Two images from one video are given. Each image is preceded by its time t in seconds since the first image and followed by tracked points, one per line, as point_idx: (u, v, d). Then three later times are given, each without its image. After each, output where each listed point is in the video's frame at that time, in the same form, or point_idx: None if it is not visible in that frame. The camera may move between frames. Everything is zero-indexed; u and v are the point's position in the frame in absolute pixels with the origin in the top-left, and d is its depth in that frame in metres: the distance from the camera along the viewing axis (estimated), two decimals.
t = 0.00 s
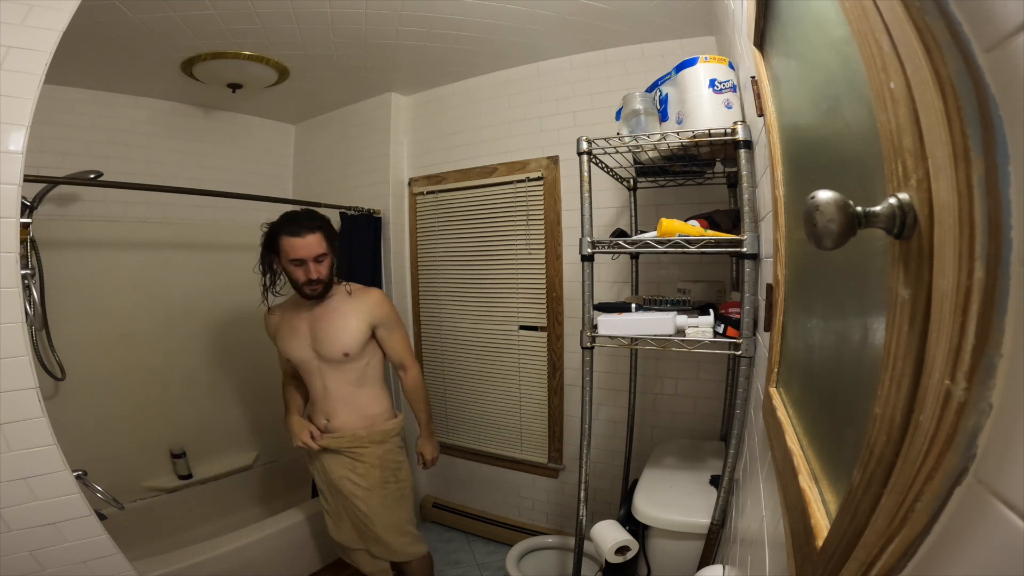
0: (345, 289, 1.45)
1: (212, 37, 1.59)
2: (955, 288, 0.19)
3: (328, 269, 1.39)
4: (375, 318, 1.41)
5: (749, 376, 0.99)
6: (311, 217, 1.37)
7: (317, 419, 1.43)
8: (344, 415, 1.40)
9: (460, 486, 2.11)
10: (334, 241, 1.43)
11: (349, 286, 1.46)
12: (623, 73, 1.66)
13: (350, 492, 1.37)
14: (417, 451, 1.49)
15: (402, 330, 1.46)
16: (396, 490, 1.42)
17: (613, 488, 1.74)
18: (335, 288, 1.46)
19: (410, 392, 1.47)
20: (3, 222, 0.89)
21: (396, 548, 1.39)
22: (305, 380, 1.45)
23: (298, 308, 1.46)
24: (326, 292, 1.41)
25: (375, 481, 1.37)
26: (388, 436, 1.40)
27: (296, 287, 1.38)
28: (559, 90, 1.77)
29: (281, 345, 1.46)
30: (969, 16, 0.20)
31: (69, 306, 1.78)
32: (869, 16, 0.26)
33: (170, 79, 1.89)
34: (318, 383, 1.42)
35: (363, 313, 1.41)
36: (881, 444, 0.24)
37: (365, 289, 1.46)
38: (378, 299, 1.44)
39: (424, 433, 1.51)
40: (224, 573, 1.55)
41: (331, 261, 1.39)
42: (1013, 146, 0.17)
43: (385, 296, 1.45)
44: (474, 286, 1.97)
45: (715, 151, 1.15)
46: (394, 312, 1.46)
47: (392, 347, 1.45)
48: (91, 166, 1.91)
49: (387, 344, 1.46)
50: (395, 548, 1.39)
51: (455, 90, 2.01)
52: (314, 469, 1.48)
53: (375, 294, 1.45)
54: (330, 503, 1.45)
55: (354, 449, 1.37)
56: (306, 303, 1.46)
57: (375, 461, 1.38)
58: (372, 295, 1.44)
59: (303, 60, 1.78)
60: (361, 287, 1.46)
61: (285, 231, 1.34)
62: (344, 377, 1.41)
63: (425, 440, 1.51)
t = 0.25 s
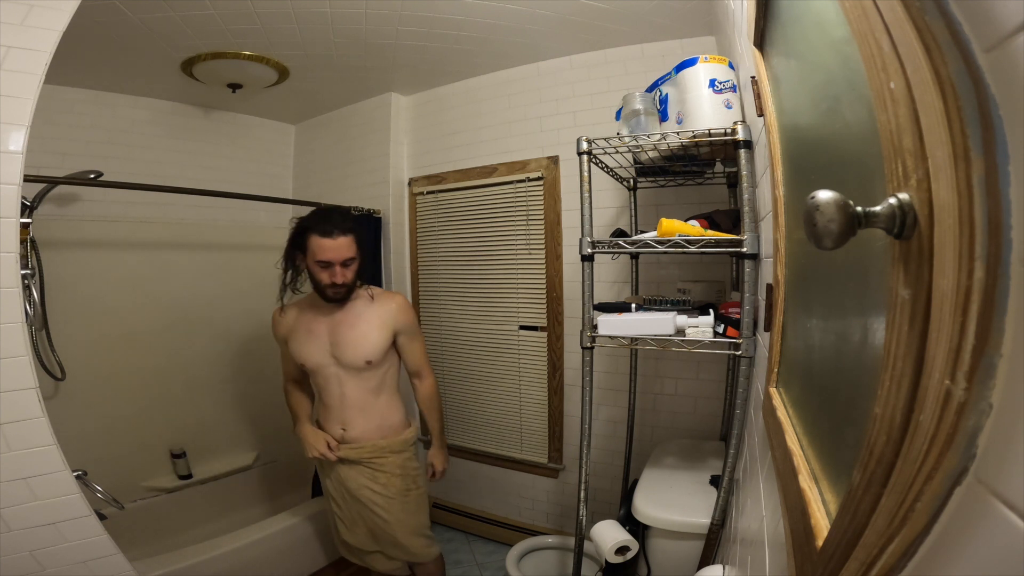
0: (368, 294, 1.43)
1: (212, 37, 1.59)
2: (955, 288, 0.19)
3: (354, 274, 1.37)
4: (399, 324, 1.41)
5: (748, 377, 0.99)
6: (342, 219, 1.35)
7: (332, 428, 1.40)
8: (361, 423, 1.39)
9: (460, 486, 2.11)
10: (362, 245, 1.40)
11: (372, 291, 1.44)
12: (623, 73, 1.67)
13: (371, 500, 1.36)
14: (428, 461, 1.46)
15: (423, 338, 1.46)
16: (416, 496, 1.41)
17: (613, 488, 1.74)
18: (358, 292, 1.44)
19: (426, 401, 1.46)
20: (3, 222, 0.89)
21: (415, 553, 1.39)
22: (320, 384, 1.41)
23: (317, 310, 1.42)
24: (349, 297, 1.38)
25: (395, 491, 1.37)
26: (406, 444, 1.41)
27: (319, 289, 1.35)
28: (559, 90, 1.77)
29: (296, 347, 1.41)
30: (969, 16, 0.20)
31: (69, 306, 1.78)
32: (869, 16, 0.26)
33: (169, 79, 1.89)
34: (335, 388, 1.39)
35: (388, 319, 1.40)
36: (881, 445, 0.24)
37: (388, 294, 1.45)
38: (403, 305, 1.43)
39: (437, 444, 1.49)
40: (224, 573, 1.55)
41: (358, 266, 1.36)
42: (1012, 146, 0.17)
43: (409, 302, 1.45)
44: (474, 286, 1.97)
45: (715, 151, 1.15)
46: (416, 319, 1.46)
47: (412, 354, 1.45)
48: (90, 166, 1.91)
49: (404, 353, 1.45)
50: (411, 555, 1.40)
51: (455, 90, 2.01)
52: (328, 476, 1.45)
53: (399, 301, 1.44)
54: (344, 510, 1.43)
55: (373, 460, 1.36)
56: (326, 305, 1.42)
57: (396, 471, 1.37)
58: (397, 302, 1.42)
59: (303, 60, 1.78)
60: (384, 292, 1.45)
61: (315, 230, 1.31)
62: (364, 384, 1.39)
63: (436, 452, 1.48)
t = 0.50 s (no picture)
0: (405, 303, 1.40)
1: (212, 37, 1.59)
2: (955, 289, 0.19)
3: (392, 284, 1.32)
4: (431, 337, 1.37)
5: (748, 377, 0.99)
6: (387, 226, 1.28)
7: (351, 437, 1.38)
8: (378, 434, 1.36)
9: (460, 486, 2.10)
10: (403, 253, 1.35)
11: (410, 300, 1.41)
12: (624, 73, 1.66)
13: (379, 509, 1.34)
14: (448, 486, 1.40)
15: (456, 355, 1.41)
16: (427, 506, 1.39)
17: (613, 488, 1.74)
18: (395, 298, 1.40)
19: (450, 420, 1.41)
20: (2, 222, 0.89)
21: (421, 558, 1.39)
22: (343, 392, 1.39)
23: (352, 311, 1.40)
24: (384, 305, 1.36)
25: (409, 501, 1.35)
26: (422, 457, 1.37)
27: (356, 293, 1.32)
28: (559, 90, 1.77)
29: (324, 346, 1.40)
30: (970, 16, 0.20)
31: (69, 306, 1.78)
32: (869, 16, 0.26)
33: (169, 79, 1.89)
34: (358, 393, 1.37)
35: (421, 331, 1.37)
36: (881, 445, 0.24)
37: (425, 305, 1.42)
38: (439, 319, 1.39)
39: (457, 467, 1.42)
40: (224, 573, 1.55)
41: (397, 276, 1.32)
42: (1012, 146, 0.17)
43: (446, 317, 1.41)
44: (474, 286, 1.97)
45: (715, 151, 1.15)
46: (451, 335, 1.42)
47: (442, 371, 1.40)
48: (90, 166, 1.91)
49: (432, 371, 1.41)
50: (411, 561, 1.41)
51: (455, 90, 2.01)
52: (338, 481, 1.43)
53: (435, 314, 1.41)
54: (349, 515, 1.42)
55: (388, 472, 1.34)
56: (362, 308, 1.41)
57: (411, 482, 1.35)
58: (433, 314, 1.39)
59: (303, 60, 1.78)
60: (422, 303, 1.42)
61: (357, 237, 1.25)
62: (387, 392, 1.37)
63: (457, 475, 1.41)
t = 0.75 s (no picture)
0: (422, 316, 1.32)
1: (212, 37, 1.59)
2: (955, 289, 0.19)
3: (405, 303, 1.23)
4: (447, 354, 1.28)
5: (748, 376, 0.99)
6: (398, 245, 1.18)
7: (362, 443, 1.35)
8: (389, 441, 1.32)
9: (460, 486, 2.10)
10: (416, 269, 1.25)
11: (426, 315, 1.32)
12: (624, 73, 1.66)
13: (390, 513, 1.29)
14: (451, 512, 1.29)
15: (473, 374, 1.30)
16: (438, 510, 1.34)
17: (613, 488, 1.74)
18: (410, 314, 1.31)
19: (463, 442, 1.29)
20: (2, 222, 0.88)
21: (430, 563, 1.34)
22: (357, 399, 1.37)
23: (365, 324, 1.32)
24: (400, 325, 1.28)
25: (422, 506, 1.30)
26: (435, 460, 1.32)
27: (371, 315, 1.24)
28: (559, 90, 1.77)
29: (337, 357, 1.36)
30: (970, 16, 0.20)
31: (69, 306, 1.78)
32: (869, 15, 0.26)
33: (169, 79, 1.89)
34: (371, 402, 1.33)
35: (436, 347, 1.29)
36: (881, 444, 0.24)
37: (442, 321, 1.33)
38: (456, 335, 1.30)
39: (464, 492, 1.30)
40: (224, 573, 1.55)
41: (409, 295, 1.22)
42: (1013, 146, 0.17)
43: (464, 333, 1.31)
44: (474, 286, 1.97)
45: (715, 151, 1.15)
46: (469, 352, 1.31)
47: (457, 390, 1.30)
48: (90, 166, 1.91)
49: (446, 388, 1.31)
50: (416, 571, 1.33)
51: (455, 90, 2.01)
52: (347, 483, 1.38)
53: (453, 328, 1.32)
54: (352, 521, 1.35)
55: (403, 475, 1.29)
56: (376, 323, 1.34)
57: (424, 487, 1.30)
58: (450, 330, 1.30)
59: (303, 60, 1.78)
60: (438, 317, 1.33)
61: (366, 259, 1.16)
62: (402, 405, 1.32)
63: (462, 502, 1.29)
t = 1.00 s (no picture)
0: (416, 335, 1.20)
1: (212, 37, 1.59)
2: (955, 289, 0.19)
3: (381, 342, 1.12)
4: (443, 377, 1.18)
5: (748, 376, 0.99)
6: (370, 283, 1.03)
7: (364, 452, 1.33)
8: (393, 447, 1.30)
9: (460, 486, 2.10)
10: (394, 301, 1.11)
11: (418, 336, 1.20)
12: (624, 73, 1.66)
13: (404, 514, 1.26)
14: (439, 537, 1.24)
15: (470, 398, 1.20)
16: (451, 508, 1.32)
17: (613, 488, 1.74)
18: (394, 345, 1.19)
19: (459, 470, 1.19)
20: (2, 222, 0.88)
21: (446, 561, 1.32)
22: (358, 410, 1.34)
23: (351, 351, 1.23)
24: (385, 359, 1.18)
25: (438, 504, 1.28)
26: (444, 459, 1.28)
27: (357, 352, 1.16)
28: (559, 90, 1.77)
29: (331, 372, 1.29)
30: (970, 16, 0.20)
31: (69, 306, 1.78)
32: (869, 15, 0.26)
33: (169, 79, 1.89)
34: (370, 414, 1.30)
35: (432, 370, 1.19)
36: (881, 444, 0.24)
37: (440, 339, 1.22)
38: (455, 356, 1.19)
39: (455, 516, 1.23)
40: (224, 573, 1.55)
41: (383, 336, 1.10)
42: (1013, 146, 0.17)
43: (463, 355, 1.20)
44: (474, 286, 1.97)
45: (715, 151, 1.15)
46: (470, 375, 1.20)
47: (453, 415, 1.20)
48: (89, 166, 1.91)
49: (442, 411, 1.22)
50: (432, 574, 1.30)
51: (455, 90, 2.01)
52: (360, 487, 1.35)
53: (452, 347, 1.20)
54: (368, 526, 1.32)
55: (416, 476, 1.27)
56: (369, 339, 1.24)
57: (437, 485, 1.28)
58: (447, 352, 1.19)
59: (303, 60, 1.78)
60: (433, 339, 1.21)
61: (334, 302, 1.03)
62: (400, 420, 1.26)
63: (451, 526, 1.23)
